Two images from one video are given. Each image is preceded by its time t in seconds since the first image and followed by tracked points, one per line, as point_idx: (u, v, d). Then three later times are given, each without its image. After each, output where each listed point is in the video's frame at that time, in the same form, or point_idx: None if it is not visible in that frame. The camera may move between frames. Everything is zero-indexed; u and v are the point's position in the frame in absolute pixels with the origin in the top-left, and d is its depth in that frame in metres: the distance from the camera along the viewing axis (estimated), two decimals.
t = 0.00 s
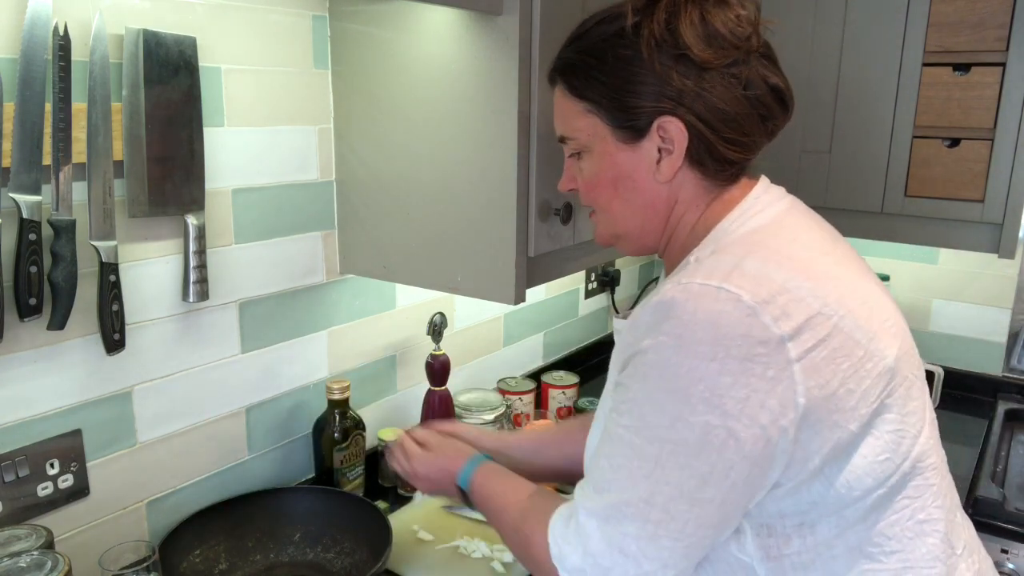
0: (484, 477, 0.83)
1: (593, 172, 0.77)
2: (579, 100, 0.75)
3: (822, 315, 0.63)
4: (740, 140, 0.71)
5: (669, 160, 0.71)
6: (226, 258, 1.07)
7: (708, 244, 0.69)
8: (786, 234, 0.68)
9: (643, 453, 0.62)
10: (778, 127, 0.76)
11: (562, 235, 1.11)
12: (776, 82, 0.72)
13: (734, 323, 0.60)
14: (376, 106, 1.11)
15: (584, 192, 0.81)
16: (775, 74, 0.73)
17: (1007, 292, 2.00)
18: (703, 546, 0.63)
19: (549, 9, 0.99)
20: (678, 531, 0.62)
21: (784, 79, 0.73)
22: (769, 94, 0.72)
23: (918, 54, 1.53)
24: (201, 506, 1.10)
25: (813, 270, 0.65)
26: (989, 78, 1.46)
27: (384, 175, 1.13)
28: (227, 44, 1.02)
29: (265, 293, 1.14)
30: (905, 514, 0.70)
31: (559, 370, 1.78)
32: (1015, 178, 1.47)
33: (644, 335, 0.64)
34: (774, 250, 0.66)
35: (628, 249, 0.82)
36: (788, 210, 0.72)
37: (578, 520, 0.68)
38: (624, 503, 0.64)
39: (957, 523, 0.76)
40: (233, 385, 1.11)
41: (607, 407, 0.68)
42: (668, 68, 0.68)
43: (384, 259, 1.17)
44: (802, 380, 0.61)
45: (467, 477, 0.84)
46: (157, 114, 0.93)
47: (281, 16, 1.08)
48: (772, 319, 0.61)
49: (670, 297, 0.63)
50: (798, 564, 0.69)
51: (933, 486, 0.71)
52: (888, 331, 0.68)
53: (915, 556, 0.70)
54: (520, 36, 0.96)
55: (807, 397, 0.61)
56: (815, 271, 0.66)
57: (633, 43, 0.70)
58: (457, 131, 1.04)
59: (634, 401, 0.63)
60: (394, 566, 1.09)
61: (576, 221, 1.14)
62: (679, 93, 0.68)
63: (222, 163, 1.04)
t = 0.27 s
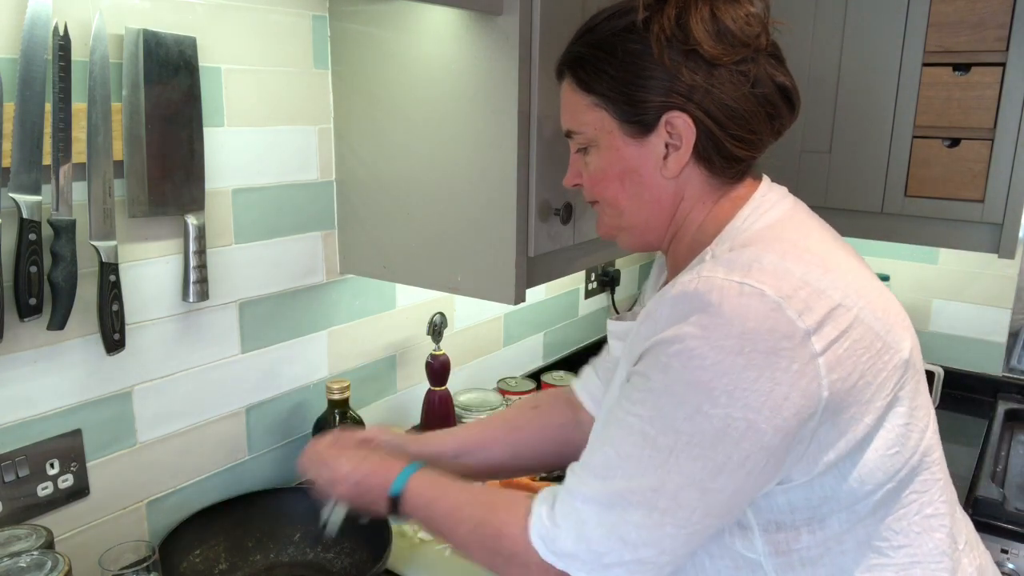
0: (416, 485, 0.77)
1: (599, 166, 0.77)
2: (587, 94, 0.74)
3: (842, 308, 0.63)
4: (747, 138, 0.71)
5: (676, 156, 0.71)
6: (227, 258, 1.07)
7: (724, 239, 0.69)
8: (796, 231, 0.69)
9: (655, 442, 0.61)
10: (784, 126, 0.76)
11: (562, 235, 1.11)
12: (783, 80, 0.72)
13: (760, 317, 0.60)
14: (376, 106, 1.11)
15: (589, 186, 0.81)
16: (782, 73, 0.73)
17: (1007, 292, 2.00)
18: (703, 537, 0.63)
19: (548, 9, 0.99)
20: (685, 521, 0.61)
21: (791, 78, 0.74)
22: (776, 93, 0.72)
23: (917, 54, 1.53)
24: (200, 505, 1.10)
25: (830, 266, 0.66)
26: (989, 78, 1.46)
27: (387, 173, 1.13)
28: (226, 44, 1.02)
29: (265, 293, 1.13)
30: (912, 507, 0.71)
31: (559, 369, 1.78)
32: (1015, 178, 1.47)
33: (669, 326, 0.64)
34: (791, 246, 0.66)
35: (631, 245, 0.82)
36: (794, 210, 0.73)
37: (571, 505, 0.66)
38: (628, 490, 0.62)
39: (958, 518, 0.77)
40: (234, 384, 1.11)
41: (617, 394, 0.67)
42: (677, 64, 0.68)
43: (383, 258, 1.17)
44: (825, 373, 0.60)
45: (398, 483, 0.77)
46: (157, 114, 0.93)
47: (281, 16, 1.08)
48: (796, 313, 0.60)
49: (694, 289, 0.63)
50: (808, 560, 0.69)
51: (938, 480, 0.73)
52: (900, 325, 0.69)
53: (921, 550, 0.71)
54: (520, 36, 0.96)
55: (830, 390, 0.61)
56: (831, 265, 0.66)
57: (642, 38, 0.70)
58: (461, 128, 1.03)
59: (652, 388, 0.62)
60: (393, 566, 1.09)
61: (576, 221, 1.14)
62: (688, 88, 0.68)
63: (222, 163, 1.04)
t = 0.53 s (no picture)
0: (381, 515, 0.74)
1: (593, 169, 0.77)
2: (580, 97, 0.75)
3: (841, 309, 0.63)
4: (740, 137, 0.70)
5: (669, 157, 0.71)
6: (227, 258, 1.07)
7: (722, 240, 0.70)
8: (794, 232, 0.69)
9: (653, 443, 0.61)
10: (778, 126, 0.76)
11: (562, 235, 1.11)
12: (776, 80, 0.72)
13: (759, 318, 0.60)
14: (376, 106, 1.11)
15: (583, 189, 0.81)
16: (775, 73, 0.73)
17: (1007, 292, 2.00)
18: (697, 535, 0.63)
19: (548, 9, 0.99)
20: (681, 520, 0.61)
21: (784, 78, 0.73)
22: (769, 93, 0.72)
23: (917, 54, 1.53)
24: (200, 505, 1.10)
25: (829, 267, 0.66)
26: (989, 78, 1.46)
27: (386, 174, 1.13)
28: (227, 45, 1.02)
29: (265, 293, 1.13)
30: (911, 507, 0.71)
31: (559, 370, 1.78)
32: (1015, 178, 1.47)
33: (670, 324, 0.64)
34: (789, 247, 0.66)
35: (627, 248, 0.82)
36: (791, 210, 0.73)
37: (561, 503, 0.65)
38: (624, 490, 0.62)
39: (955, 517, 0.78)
40: (235, 383, 1.11)
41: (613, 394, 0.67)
42: (667, 65, 0.68)
43: (383, 260, 1.17)
44: (825, 374, 0.61)
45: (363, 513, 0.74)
46: (157, 114, 0.93)
47: (281, 16, 1.08)
48: (796, 314, 0.60)
49: (693, 289, 0.63)
50: (807, 561, 0.69)
51: (937, 480, 0.73)
52: (898, 326, 0.69)
53: (921, 550, 0.71)
54: (520, 36, 0.96)
55: (829, 392, 0.61)
56: (830, 266, 0.66)
57: (633, 40, 0.70)
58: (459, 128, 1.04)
59: (651, 389, 0.61)
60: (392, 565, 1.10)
61: (576, 220, 1.14)
62: (679, 89, 0.68)
63: (222, 163, 1.04)
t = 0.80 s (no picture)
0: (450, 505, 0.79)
1: (585, 183, 0.77)
2: (563, 115, 0.75)
3: (846, 319, 0.63)
4: (727, 136, 0.70)
5: (656, 164, 0.71)
6: (227, 258, 1.07)
7: (722, 246, 0.70)
8: (799, 240, 0.69)
9: (678, 473, 0.60)
10: (770, 115, 0.75)
11: (562, 235, 1.11)
12: (760, 69, 0.71)
13: (764, 329, 0.59)
14: (377, 106, 1.11)
15: (580, 202, 0.81)
16: (759, 61, 0.71)
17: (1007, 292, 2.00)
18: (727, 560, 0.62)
19: (548, 9, 0.99)
20: (711, 548, 0.61)
21: (768, 65, 0.72)
22: (754, 84, 0.71)
23: (917, 54, 1.53)
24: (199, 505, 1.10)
25: (834, 277, 0.66)
26: (989, 78, 1.46)
27: (385, 175, 1.13)
28: (227, 45, 1.02)
29: (265, 293, 1.13)
30: (913, 512, 0.72)
31: (559, 369, 1.78)
32: (1015, 178, 1.47)
33: (666, 339, 0.63)
34: (792, 255, 0.66)
35: (632, 255, 0.82)
36: (791, 213, 0.72)
37: (594, 540, 0.65)
38: (654, 522, 0.61)
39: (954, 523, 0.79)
40: (235, 383, 1.11)
41: (622, 421, 0.66)
42: (641, 73, 0.67)
43: (383, 260, 1.17)
44: (832, 388, 0.61)
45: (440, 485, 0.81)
46: (157, 114, 0.93)
47: (281, 16, 1.08)
48: (801, 324, 0.60)
49: (694, 304, 0.62)
50: (812, 569, 0.69)
51: (939, 485, 0.74)
52: (900, 334, 0.69)
53: (924, 556, 0.72)
54: (520, 36, 0.96)
55: (834, 405, 0.61)
56: (834, 275, 0.66)
57: (606, 52, 0.70)
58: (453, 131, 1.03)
59: (665, 416, 0.61)
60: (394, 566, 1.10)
61: (575, 220, 1.14)
62: (657, 98, 0.68)
63: (222, 163, 1.04)
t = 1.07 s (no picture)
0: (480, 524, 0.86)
1: (595, 184, 0.78)
2: (570, 118, 0.76)
3: (832, 331, 0.63)
4: (735, 136, 0.69)
5: (662, 165, 0.71)
6: (227, 258, 1.07)
7: (720, 249, 0.69)
8: (795, 244, 0.68)
9: (645, 467, 0.62)
10: (781, 114, 0.74)
11: (562, 235, 1.11)
12: (769, 69, 0.70)
13: (740, 340, 0.60)
14: (377, 106, 1.11)
15: (591, 203, 0.82)
16: (768, 60, 0.71)
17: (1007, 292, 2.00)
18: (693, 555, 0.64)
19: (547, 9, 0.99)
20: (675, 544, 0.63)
21: (778, 64, 0.71)
22: (762, 83, 0.70)
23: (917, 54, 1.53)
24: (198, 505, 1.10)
25: (825, 285, 0.65)
26: (989, 78, 1.46)
27: (386, 175, 1.13)
28: (227, 45, 1.02)
29: (265, 293, 1.13)
30: (913, 525, 0.71)
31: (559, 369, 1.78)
32: (1015, 178, 1.47)
33: (651, 345, 0.64)
34: (783, 262, 0.65)
35: (645, 256, 0.83)
36: (801, 214, 0.72)
37: (568, 523, 0.68)
38: (621, 512, 0.64)
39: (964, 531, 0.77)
40: (235, 383, 1.11)
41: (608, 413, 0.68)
42: (646, 75, 0.68)
43: (383, 260, 1.17)
44: (809, 402, 0.61)
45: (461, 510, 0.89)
46: (157, 115, 0.93)
47: (281, 16, 1.08)
48: (780, 336, 0.60)
49: (675, 311, 0.63)
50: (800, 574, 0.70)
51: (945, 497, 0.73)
52: (897, 347, 0.68)
53: (923, 566, 0.72)
54: (520, 36, 0.96)
55: (811, 417, 0.61)
56: (826, 283, 0.65)
57: (611, 55, 0.70)
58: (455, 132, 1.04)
59: (638, 412, 0.63)
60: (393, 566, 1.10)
61: (576, 220, 1.14)
62: (662, 99, 0.68)
63: (222, 163, 1.04)
